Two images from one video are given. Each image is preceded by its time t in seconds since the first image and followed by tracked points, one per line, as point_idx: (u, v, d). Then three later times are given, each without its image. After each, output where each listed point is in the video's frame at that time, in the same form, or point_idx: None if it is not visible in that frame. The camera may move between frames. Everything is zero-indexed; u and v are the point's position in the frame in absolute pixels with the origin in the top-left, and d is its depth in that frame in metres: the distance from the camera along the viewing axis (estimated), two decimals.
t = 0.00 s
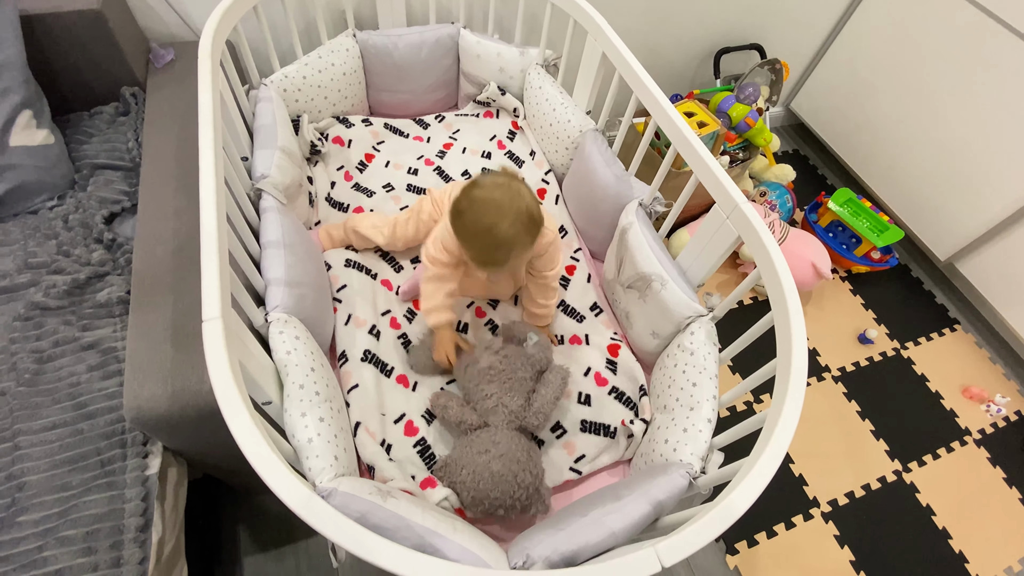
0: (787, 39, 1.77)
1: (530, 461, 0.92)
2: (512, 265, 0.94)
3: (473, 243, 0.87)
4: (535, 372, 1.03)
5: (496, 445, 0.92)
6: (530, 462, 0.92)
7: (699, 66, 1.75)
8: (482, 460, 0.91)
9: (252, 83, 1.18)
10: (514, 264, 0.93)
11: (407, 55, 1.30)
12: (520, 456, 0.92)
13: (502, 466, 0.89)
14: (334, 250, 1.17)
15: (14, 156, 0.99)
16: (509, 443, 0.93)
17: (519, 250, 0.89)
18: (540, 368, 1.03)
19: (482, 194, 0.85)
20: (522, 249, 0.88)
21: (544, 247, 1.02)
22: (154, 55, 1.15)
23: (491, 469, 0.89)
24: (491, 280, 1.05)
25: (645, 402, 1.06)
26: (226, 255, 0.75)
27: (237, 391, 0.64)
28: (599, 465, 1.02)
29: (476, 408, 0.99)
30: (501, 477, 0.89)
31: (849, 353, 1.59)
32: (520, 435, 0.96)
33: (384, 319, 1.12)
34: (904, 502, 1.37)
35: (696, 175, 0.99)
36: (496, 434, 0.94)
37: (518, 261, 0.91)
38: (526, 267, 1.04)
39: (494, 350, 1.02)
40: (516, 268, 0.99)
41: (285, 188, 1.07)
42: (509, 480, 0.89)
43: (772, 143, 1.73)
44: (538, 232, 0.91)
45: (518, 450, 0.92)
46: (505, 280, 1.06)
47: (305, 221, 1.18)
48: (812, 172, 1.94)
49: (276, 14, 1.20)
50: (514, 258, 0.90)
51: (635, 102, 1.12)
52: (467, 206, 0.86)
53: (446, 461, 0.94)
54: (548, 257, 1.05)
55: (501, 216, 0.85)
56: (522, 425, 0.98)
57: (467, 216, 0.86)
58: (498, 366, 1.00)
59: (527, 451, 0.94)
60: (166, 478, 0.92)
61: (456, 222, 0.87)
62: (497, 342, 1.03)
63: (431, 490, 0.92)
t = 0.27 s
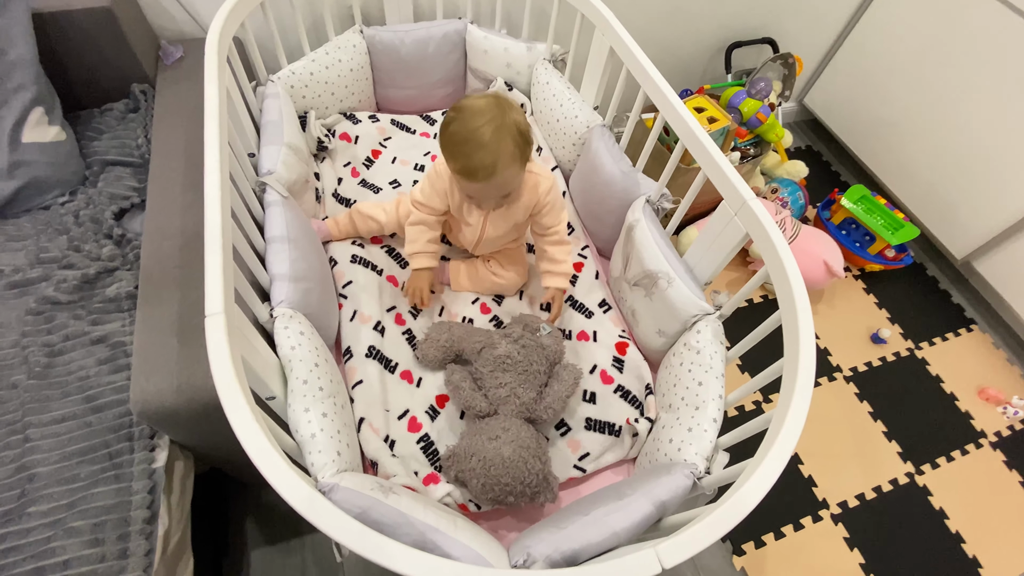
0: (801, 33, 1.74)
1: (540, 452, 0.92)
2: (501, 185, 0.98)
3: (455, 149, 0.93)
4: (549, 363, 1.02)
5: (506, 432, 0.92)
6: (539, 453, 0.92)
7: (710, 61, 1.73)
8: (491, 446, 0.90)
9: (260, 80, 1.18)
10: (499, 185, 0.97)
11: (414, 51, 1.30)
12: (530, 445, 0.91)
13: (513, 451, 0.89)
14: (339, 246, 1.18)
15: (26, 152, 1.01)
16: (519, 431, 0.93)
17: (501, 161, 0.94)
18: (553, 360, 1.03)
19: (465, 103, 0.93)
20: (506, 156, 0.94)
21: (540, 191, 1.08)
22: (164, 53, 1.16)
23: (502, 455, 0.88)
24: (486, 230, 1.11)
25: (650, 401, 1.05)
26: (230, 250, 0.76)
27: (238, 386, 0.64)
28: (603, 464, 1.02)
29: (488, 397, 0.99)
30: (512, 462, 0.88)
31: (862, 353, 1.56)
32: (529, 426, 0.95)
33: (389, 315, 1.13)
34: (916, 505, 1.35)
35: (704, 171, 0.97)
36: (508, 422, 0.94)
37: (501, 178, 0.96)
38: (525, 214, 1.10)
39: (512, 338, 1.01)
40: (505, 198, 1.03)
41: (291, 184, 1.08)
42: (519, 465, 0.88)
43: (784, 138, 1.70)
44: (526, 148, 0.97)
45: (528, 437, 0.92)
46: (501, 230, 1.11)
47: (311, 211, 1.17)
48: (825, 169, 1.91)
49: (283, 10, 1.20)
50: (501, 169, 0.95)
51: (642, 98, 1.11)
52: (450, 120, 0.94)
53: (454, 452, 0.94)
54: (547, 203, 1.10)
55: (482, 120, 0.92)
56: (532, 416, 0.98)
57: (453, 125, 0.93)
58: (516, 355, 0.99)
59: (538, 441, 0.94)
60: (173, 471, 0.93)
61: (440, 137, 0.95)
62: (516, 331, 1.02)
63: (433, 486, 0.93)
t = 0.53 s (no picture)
0: (821, 24, 1.69)
1: (538, 449, 0.91)
2: (508, 167, 0.92)
3: (457, 127, 0.89)
4: (550, 361, 1.02)
5: (503, 428, 0.91)
6: (537, 450, 0.91)
7: (726, 54, 1.69)
8: (488, 442, 0.90)
9: (268, 74, 1.19)
10: (504, 164, 0.92)
11: (422, 44, 1.29)
12: (529, 442, 0.91)
13: (511, 447, 0.88)
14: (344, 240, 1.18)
15: (38, 145, 1.03)
16: (517, 428, 0.92)
17: (506, 136, 0.88)
18: (554, 357, 1.02)
19: (468, 82, 0.90)
20: (512, 131, 0.88)
21: (546, 178, 1.05)
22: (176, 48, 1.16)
23: (499, 452, 0.88)
24: (495, 223, 1.07)
25: (652, 400, 1.04)
26: (229, 242, 0.76)
27: (230, 377, 0.64)
28: (604, 462, 1.00)
29: (486, 392, 0.98)
30: (509, 459, 0.87)
31: (879, 355, 1.52)
32: (528, 423, 0.95)
33: (392, 309, 1.13)
34: (931, 512, 1.31)
35: (711, 166, 0.95)
36: (506, 419, 0.93)
37: (507, 154, 0.90)
38: (530, 203, 1.07)
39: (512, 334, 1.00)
40: (512, 181, 0.97)
41: (297, 178, 1.09)
42: (517, 462, 0.87)
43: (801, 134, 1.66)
44: (532, 127, 0.91)
45: (525, 434, 0.92)
46: (509, 221, 1.08)
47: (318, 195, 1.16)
48: (845, 165, 1.86)
49: (292, 4, 1.21)
50: (507, 145, 0.89)
51: (650, 92, 1.09)
52: (454, 100, 0.91)
53: (451, 447, 0.94)
54: (551, 191, 1.06)
55: (486, 94, 0.88)
56: (531, 414, 0.97)
57: (456, 103, 0.90)
58: (515, 351, 0.98)
59: (536, 438, 0.93)
60: (177, 460, 0.94)
61: (444, 119, 0.91)
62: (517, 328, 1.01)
63: (431, 480, 0.93)
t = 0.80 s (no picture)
0: (852, 19, 1.61)
1: (518, 450, 0.92)
2: (508, 192, 0.91)
3: (455, 159, 0.87)
4: (540, 364, 1.01)
5: (482, 426, 0.92)
6: (517, 450, 0.92)
7: (749, 49, 1.63)
8: (466, 439, 0.91)
9: (276, 67, 1.20)
10: (505, 194, 0.91)
11: (431, 38, 1.29)
12: (509, 442, 0.91)
13: (489, 446, 0.89)
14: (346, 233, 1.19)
15: (52, 134, 1.07)
16: (497, 427, 0.92)
17: (504, 170, 0.87)
18: (545, 361, 1.01)
19: (463, 108, 0.87)
20: (509, 163, 0.87)
21: (545, 191, 1.02)
22: (188, 40, 1.19)
23: (476, 450, 0.89)
24: (497, 235, 1.05)
25: (645, 405, 1.02)
26: (216, 233, 0.77)
27: (203, 365, 0.64)
28: (593, 466, 0.99)
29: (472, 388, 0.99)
30: (485, 457, 0.88)
31: (900, 367, 1.45)
32: (509, 422, 0.96)
33: (389, 304, 1.13)
34: (946, 534, 1.24)
35: (712, 166, 0.92)
36: (488, 418, 0.94)
37: (506, 186, 0.89)
38: (528, 214, 1.04)
39: (500, 334, 1.01)
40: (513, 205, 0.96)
41: (298, 170, 1.09)
42: (494, 460, 0.88)
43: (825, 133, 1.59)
44: (531, 150, 0.89)
45: (505, 433, 0.92)
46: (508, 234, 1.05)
47: (319, 193, 1.17)
48: (875, 166, 1.77)
49: None
50: (506, 175, 0.88)
51: (655, 89, 1.06)
52: (450, 127, 0.88)
53: (434, 442, 0.95)
54: (550, 204, 1.03)
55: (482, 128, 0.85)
56: (513, 413, 0.98)
57: (452, 133, 0.87)
58: (502, 350, 0.98)
59: (518, 440, 0.93)
60: (170, 444, 0.96)
61: (441, 146, 0.89)
62: (505, 328, 1.02)
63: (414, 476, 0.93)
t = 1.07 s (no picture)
0: (890, 20, 1.52)
1: (486, 447, 0.90)
2: (489, 178, 0.88)
3: (438, 140, 0.84)
4: (512, 358, 0.98)
5: (451, 420, 0.91)
6: (486, 447, 0.90)
7: (776, 49, 1.56)
8: (435, 432, 0.89)
9: (280, 51, 1.21)
10: (486, 178, 0.88)
11: (437, 27, 1.28)
12: (478, 438, 0.90)
13: (456, 440, 0.88)
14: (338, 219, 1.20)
15: (62, 109, 1.11)
16: (466, 424, 0.91)
17: (487, 155, 0.84)
18: (519, 354, 0.98)
19: (449, 88, 0.83)
20: (493, 147, 0.84)
21: (531, 176, 1.00)
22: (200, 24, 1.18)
23: (443, 442, 0.87)
24: (478, 220, 1.03)
25: (619, 412, 0.99)
26: (186, 212, 0.78)
27: (150, 341, 0.65)
28: (561, 471, 0.95)
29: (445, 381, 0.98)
30: (453, 452, 0.86)
31: (915, 393, 1.36)
32: (479, 420, 0.93)
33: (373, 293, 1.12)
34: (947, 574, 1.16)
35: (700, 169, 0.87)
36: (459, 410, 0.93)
37: (487, 171, 0.86)
38: (513, 200, 1.01)
39: (473, 326, 0.99)
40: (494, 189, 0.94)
41: (291, 154, 1.10)
42: (462, 455, 0.87)
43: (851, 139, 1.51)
44: (515, 137, 0.86)
45: (473, 429, 0.90)
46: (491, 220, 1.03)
47: (313, 177, 1.18)
48: (909, 178, 1.67)
49: None
50: (487, 162, 0.85)
51: (652, 86, 1.02)
52: (434, 106, 0.84)
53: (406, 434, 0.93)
54: (535, 189, 1.01)
55: (467, 110, 0.81)
56: (486, 409, 0.95)
57: (437, 113, 0.84)
58: (471, 345, 0.96)
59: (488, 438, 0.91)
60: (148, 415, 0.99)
61: (424, 126, 0.85)
62: (479, 319, 0.99)
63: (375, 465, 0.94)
